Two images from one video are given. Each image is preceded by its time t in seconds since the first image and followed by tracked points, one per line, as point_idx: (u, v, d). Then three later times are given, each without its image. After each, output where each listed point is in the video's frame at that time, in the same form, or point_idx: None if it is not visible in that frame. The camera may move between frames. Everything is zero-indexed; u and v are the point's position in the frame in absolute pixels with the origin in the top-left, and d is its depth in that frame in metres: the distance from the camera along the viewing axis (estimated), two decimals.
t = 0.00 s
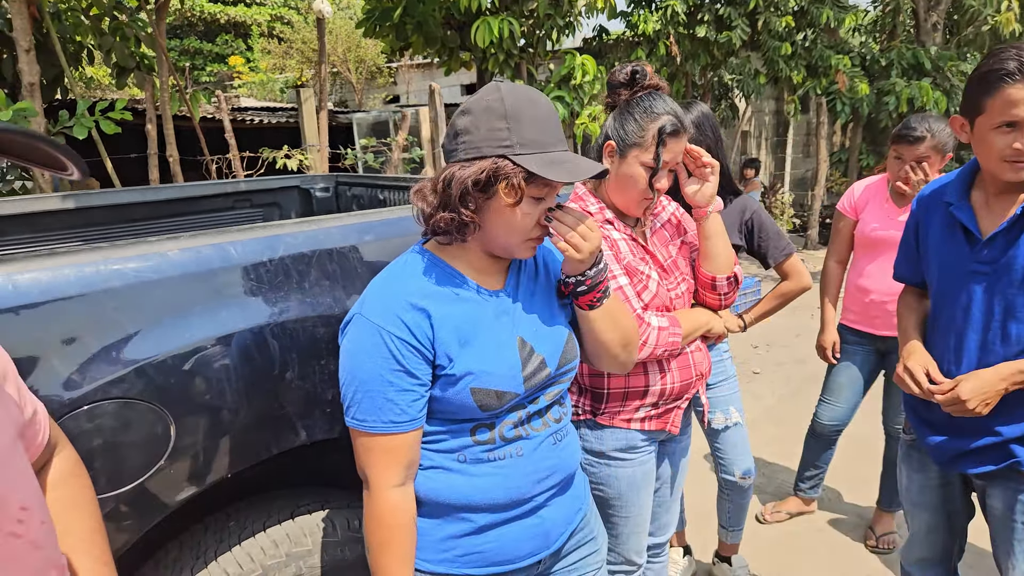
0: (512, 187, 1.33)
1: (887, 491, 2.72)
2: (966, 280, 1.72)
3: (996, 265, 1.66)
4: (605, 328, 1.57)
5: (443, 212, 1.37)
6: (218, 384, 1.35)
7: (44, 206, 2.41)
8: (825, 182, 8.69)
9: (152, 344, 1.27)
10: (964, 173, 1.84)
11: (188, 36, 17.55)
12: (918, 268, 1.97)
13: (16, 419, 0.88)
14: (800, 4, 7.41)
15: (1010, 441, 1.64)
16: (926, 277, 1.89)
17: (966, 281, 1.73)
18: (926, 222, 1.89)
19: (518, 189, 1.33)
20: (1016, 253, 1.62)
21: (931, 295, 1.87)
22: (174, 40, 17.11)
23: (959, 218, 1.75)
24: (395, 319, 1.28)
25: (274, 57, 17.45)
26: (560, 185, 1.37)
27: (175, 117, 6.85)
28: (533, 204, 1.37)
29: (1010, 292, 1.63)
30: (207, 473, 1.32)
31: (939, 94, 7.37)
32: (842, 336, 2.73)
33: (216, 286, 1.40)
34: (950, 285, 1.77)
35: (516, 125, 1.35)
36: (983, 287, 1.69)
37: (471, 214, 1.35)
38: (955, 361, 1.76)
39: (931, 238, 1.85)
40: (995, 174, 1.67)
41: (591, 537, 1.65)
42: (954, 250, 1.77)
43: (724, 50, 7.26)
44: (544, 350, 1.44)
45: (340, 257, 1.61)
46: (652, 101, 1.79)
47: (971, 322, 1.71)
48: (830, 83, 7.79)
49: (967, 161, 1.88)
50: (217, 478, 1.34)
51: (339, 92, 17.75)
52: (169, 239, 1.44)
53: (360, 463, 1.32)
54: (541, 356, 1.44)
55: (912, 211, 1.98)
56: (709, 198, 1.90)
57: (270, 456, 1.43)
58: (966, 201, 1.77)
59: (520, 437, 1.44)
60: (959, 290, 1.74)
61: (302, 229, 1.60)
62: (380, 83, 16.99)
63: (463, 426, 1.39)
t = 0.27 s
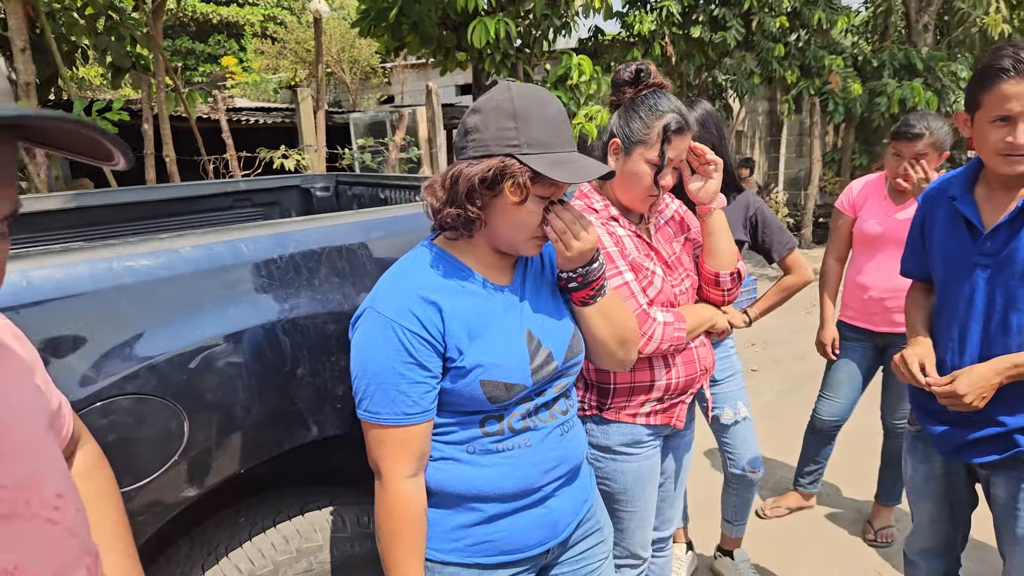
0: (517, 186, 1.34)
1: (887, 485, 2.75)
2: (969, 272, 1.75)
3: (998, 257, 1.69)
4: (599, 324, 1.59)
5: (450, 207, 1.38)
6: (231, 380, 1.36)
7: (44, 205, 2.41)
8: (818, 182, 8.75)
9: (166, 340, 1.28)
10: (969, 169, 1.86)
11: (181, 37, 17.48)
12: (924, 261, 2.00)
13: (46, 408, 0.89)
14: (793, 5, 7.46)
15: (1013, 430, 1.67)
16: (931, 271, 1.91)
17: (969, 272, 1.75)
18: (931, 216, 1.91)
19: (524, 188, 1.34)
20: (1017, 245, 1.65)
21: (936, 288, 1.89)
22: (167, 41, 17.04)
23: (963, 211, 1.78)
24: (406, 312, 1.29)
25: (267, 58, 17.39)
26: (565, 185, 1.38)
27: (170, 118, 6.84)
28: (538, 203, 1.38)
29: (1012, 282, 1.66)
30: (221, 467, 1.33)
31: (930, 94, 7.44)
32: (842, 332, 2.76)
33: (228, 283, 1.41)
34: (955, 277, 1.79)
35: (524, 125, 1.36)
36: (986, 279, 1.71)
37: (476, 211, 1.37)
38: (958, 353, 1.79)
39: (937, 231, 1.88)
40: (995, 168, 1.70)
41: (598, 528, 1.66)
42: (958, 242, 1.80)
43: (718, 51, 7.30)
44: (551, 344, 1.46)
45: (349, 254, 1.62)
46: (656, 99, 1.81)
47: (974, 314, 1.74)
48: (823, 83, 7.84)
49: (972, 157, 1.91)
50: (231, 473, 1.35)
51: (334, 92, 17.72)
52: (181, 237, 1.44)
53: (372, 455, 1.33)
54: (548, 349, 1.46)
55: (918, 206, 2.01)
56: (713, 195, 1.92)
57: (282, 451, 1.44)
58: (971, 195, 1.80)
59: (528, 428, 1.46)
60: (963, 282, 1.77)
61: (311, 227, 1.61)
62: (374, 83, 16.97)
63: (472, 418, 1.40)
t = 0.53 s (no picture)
0: (505, 186, 1.35)
1: (870, 478, 2.80)
2: (955, 264, 1.80)
3: (983, 249, 1.74)
4: (588, 321, 1.60)
5: (439, 204, 1.39)
6: (224, 379, 1.35)
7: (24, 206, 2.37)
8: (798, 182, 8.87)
9: (159, 340, 1.27)
10: (957, 166, 1.91)
11: (158, 37, 17.25)
12: (913, 256, 2.04)
13: (50, 405, 0.89)
14: (773, 7, 7.55)
15: (997, 419, 1.72)
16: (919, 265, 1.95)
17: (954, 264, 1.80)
18: (920, 211, 1.96)
19: (512, 188, 1.35)
20: (1002, 236, 1.70)
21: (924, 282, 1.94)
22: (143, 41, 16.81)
23: (950, 206, 1.83)
24: (401, 308, 1.29)
25: (247, 58, 17.20)
26: (554, 187, 1.39)
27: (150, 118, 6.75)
28: (526, 203, 1.40)
29: (998, 273, 1.71)
30: (215, 467, 1.33)
31: (907, 95, 7.57)
32: (825, 329, 2.81)
33: (220, 283, 1.41)
34: (942, 270, 1.84)
35: (516, 126, 1.37)
36: (971, 270, 1.76)
37: (465, 209, 1.38)
38: (945, 344, 1.83)
39: (924, 226, 1.92)
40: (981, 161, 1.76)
41: (589, 521, 1.67)
42: (945, 236, 1.84)
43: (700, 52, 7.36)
44: (542, 339, 1.47)
45: (341, 254, 1.62)
46: (643, 100, 1.83)
47: (960, 305, 1.78)
48: (803, 84, 7.95)
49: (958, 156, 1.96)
50: (225, 472, 1.34)
51: (314, 93, 17.61)
52: (172, 237, 1.43)
53: (366, 451, 1.33)
54: (539, 345, 1.47)
55: (907, 203, 2.05)
56: (700, 193, 1.96)
57: (276, 452, 1.43)
58: (958, 190, 1.85)
59: (521, 423, 1.47)
60: (949, 275, 1.81)
61: (303, 226, 1.61)
62: (355, 84, 16.87)
63: (465, 413, 1.41)
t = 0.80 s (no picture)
0: (478, 196, 1.36)
1: (838, 475, 2.87)
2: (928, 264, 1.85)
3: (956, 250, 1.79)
4: (563, 329, 1.61)
5: (413, 212, 1.39)
6: (197, 390, 1.33)
7: None
8: (767, 183, 9.02)
9: (128, 351, 1.25)
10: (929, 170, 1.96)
11: (121, 34, 16.84)
12: (887, 257, 2.09)
13: (22, 421, 0.87)
14: (741, 12, 7.66)
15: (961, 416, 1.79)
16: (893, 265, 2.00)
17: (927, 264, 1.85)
18: (895, 213, 2.01)
19: (485, 198, 1.36)
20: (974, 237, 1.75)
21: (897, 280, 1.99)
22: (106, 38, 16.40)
23: (925, 208, 1.87)
24: (375, 316, 1.29)
25: (213, 57, 16.89)
26: (527, 198, 1.40)
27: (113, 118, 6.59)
28: (500, 213, 1.40)
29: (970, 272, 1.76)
30: (188, 479, 1.31)
31: (870, 99, 7.75)
32: (794, 330, 2.87)
33: (192, 292, 1.38)
34: (915, 270, 1.89)
35: (491, 136, 1.37)
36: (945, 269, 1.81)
37: (439, 218, 1.38)
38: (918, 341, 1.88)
39: (899, 227, 1.97)
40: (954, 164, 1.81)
41: (564, 524, 1.69)
42: (918, 236, 1.89)
43: (670, 56, 7.44)
44: (517, 345, 1.48)
45: (315, 261, 1.61)
46: (615, 107, 1.85)
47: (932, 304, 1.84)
48: (770, 88, 8.09)
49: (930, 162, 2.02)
50: (199, 484, 1.33)
51: (284, 93, 17.37)
52: (142, 245, 1.41)
53: (341, 458, 1.32)
54: (514, 351, 1.48)
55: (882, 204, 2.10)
56: (672, 198, 1.98)
57: (250, 462, 1.42)
58: (932, 192, 1.90)
59: (496, 428, 1.47)
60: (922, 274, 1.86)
61: (276, 234, 1.60)
62: (325, 84, 16.69)
63: (441, 418, 1.41)
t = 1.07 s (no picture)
0: (456, 193, 1.36)
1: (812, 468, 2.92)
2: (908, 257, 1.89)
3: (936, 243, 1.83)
4: (542, 326, 1.63)
5: (391, 209, 1.40)
6: (174, 388, 1.32)
7: None
8: (742, 183, 9.14)
9: (104, 349, 1.24)
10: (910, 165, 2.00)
11: (91, 32, 16.53)
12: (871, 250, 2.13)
13: None
14: (716, 14, 7.75)
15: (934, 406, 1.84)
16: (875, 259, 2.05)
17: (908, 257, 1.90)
18: (878, 207, 2.05)
19: (463, 195, 1.37)
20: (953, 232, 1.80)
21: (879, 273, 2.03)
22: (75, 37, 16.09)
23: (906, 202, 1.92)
24: (355, 312, 1.29)
25: (187, 56, 16.65)
26: (506, 195, 1.41)
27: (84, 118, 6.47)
28: (478, 211, 1.41)
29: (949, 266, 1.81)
30: (165, 478, 1.30)
31: (842, 100, 7.90)
32: (770, 326, 2.92)
33: (168, 290, 1.37)
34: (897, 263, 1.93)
35: (469, 134, 1.38)
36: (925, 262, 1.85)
37: (417, 215, 1.39)
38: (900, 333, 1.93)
39: (881, 221, 2.01)
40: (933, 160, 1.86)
41: (545, 518, 1.70)
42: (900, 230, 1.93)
43: (646, 57, 7.49)
44: (496, 341, 1.49)
45: (294, 259, 1.61)
46: (592, 105, 1.87)
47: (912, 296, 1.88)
48: (745, 89, 8.20)
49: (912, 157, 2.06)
50: (176, 483, 1.32)
51: (259, 92, 17.18)
52: (117, 243, 1.40)
53: (321, 455, 1.32)
54: (494, 346, 1.49)
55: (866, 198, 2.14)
56: (649, 195, 2.01)
57: (228, 461, 1.41)
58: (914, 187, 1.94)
59: (476, 423, 1.48)
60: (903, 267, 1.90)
61: (255, 231, 1.59)
62: (302, 83, 16.54)
63: (421, 414, 1.42)
